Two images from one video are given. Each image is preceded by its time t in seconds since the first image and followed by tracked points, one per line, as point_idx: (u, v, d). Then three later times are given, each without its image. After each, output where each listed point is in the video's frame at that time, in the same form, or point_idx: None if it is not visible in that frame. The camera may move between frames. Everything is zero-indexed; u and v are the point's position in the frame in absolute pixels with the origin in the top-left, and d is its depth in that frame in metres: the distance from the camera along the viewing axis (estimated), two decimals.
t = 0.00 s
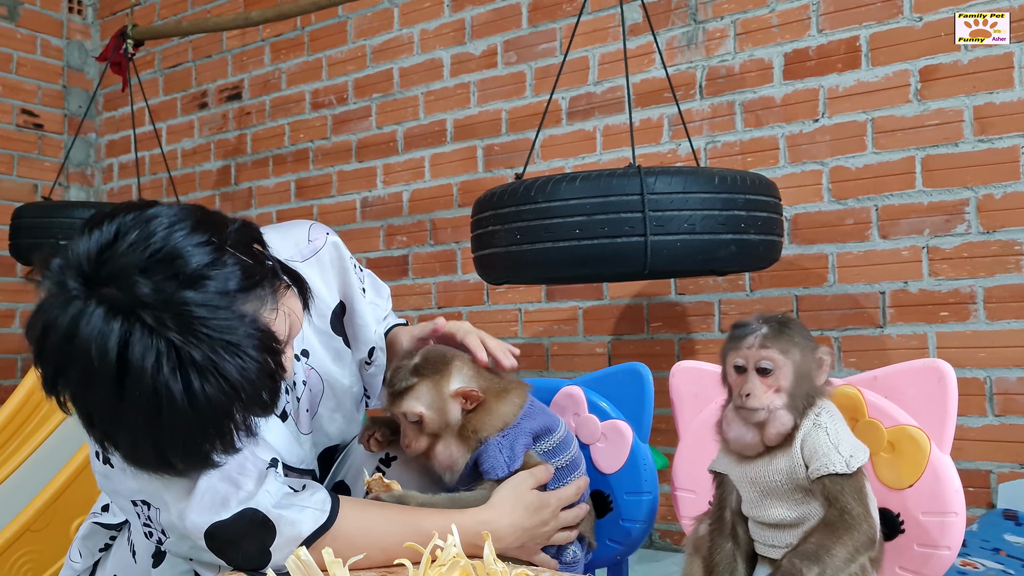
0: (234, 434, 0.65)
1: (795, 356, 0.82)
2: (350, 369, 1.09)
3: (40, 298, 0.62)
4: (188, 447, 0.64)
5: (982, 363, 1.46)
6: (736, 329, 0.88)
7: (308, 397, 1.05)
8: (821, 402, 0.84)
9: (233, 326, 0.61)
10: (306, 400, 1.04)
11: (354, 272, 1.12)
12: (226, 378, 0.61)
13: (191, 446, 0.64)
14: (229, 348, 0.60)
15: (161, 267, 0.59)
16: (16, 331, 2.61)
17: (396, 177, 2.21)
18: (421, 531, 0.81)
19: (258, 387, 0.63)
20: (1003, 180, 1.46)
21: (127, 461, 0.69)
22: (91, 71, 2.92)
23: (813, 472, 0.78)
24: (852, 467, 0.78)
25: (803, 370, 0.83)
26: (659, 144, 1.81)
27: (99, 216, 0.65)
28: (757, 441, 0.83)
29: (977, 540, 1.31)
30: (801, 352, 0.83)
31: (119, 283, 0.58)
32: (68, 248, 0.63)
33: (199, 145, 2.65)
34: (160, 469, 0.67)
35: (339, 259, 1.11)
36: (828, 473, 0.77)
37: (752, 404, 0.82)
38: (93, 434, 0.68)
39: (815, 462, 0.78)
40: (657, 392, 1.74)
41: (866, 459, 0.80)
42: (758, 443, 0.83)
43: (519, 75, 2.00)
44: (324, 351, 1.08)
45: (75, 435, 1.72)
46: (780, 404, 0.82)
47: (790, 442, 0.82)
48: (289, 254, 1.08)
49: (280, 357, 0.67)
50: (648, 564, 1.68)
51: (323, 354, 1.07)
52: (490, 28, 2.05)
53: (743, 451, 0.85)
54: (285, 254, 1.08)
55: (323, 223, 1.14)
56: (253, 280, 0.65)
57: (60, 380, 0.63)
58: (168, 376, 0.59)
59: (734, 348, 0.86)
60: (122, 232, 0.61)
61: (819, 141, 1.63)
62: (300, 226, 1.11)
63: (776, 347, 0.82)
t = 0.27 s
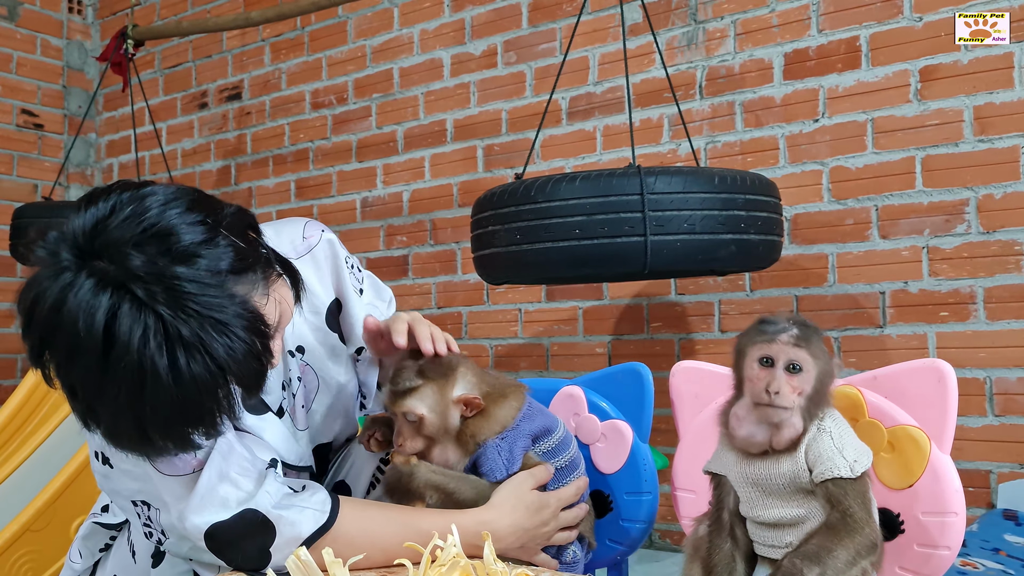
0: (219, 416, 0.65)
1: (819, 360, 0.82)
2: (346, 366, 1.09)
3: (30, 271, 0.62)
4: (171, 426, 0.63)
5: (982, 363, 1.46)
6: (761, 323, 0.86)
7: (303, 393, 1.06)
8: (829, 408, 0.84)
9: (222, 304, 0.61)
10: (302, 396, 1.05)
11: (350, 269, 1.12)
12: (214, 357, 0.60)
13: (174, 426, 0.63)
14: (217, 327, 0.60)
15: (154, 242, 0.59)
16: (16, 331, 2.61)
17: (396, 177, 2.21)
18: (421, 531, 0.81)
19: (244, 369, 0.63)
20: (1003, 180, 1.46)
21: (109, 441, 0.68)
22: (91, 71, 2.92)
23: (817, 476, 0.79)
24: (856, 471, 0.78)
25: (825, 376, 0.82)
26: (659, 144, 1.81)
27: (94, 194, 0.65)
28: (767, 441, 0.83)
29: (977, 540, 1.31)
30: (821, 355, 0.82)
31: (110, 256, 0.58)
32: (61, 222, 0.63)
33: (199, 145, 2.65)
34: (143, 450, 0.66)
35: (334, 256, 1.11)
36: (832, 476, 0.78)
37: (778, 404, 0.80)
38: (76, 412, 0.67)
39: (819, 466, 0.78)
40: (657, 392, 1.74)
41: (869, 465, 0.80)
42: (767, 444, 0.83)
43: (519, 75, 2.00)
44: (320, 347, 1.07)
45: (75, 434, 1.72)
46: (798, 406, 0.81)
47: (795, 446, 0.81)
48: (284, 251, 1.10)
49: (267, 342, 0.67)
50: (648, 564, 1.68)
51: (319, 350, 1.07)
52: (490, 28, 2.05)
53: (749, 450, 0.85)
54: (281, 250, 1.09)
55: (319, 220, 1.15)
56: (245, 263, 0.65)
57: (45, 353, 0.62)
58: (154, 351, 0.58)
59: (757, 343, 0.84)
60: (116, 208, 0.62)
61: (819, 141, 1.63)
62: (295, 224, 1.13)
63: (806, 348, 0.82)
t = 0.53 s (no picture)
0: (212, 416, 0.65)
1: (837, 367, 0.81)
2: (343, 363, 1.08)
3: (25, 271, 0.62)
4: (164, 426, 0.63)
5: (982, 363, 1.46)
6: (777, 328, 0.85)
7: (302, 391, 1.04)
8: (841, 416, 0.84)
9: (215, 304, 0.61)
10: (300, 394, 1.04)
11: (346, 266, 1.12)
12: (207, 356, 0.60)
13: (167, 426, 0.63)
14: (210, 326, 0.60)
15: (147, 242, 0.59)
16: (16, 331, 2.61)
17: (396, 177, 2.21)
18: (421, 531, 0.81)
19: (238, 369, 0.63)
20: (1003, 180, 1.46)
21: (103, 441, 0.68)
22: (91, 71, 2.92)
23: (824, 482, 0.78)
24: (865, 478, 0.78)
25: (842, 384, 0.81)
26: (659, 144, 1.81)
27: (88, 193, 0.65)
28: (779, 449, 0.81)
29: (977, 540, 1.31)
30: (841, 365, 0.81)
31: (104, 255, 0.58)
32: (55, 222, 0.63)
33: (199, 145, 2.65)
34: (136, 450, 0.66)
35: (331, 253, 1.11)
36: (841, 482, 0.78)
37: (799, 413, 0.78)
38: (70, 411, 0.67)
39: (827, 471, 0.78)
40: (657, 392, 1.74)
41: (877, 472, 0.81)
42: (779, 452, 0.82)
43: (519, 75, 2.00)
44: (318, 345, 1.07)
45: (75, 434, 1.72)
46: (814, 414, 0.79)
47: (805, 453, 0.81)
48: (280, 249, 1.09)
49: (262, 341, 0.67)
50: (647, 564, 1.68)
51: (317, 349, 1.07)
52: (490, 28, 2.05)
53: (759, 456, 0.84)
54: (277, 248, 1.08)
55: (313, 218, 1.14)
56: (238, 262, 0.65)
57: (39, 353, 0.62)
58: (147, 350, 0.58)
59: (774, 350, 0.82)
60: (110, 208, 0.62)
61: (819, 141, 1.63)
62: (290, 222, 1.12)
63: (826, 357, 0.80)
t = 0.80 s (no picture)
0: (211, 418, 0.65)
1: (836, 367, 0.81)
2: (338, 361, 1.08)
3: (25, 272, 0.62)
4: (164, 428, 0.63)
5: (982, 363, 1.46)
6: (775, 327, 0.85)
7: (299, 391, 1.05)
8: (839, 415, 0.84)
9: (216, 307, 0.61)
10: (298, 394, 1.05)
11: (343, 267, 1.12)
12: (207, 359, 0.60)
13: (166, 429, 0.63)
14: (210, 329, 0.60)
15: (148, 244, 0.59)
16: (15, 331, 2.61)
17: (396, 177, 2.21)
18: (421, 531, 0.81)
19: (237, 373, 0.63)
20: (1003, 180, 1.46)
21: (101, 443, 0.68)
22: (91, 71, 2.92)
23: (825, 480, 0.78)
24: (865, 479, 0.78)
25: (841, 383, 0.81)
26: (659, 144, 1.81)
27: (89, 195, 0.65)
28: (781, 447, 0.82)
29: (977, 540, 1.31)
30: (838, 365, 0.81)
31: (104, 258, 0.58)
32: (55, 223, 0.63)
33: (199, 145, 2.65)
34: (135, 452, 0.66)
35: (328, 253, 1.11)
36: (841, 482, 0.78)
37: (795, 407, 0.80)
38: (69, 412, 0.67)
39: (827, 470, 0.78)
40: (657, 392, 1.74)
41: (877, 473, 0.80)
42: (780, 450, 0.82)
43: (519, 75, 2.00)
44: (315, 346, 1.07)
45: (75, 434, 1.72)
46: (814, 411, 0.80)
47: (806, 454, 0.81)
48: (277, 249, 1.09)
49: (261, 345, 0.67)
50: (647, 564, 1.68)
51: (314, 350, 1.07)
52: (490, 28, 2.05)
53: (761, 456, 0.84)
54: (273, 248, 1.09)
55: (311, 218, 1.14)
56: (239, 265, 0.65)
57: (39, 354, 0.63)
58: (147, 353, 0.58)
59: (771, 345, 0.83)
60: (110, 210, 0.62)
61: (819, 141, 1.63)
62: (287, 222, 1.12)
63: (824, 353, 0.81)
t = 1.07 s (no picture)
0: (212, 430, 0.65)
1: (806, 352, 0.82)
2: (340, 366, 1.08)
3: (28, 280, 0.62)
4: (164, 439, 0.63)
5: (982, 363, 1.46)
6: (750, 322, 0.88)
7: (299, 394, 1.05)
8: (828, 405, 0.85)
9: (217, 320, 0.61)
10: (298, 396, 1.05)
11: (344, 268, 1.12)
12: (208, 370, 0.61)
13: (167, 439, 0.63)
14: (211, 341, 0.60)
15: (150, 256, 0.59)
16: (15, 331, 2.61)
17: (396, 177, 2.21)
18: (421, 531, 0.81)
19: (238, 382, 0.63)
20: (1003, 180, 1.46)
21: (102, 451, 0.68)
22: (91, 71, 2.92)
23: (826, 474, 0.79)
24: (868, 468, 0.80)
25: (812, 370, 0.82)
26: (659, 144, 1.81)
27: (91, 202, 0.65)
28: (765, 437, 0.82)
29: (977, 541, 1.31)
30: (808, 350, 0.83)
31: (106, 269, 0.58)
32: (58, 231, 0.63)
33: (199, 145, 2.65)
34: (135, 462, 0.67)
35: (329, 255, 1.10)
36: (844, 476, 0.78)
37: (761, 392, 0.82)
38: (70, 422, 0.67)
39: (829, 467, 0.79)
40: (657, 392, 1.74)
41: (878, 460, 0.82)
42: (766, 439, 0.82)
43: (519, 75, 2.00)
44: (315, 349, 1.07)
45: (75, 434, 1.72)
46: (787, 396, 0.81)
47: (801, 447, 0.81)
48: (278, 251, 1.08)
49: (262, 354, 0.67)
50: (647, 564, 1.68)
51: (315, 352, 1.06)
52: (490, 28, 2.05)
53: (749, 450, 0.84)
54: (275, 250, 1.08)
55: (312, 219, 1.14)
56: (241, 275, 0.65)
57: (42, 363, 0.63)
58: (149, 364, 0.58)
59: (744, 339, 0.87)
60: (113, 219, 0.62)
61: (819, 141, 1.63)
62: (289, 223, 1.12)
63: (789, 338, 0.83)
